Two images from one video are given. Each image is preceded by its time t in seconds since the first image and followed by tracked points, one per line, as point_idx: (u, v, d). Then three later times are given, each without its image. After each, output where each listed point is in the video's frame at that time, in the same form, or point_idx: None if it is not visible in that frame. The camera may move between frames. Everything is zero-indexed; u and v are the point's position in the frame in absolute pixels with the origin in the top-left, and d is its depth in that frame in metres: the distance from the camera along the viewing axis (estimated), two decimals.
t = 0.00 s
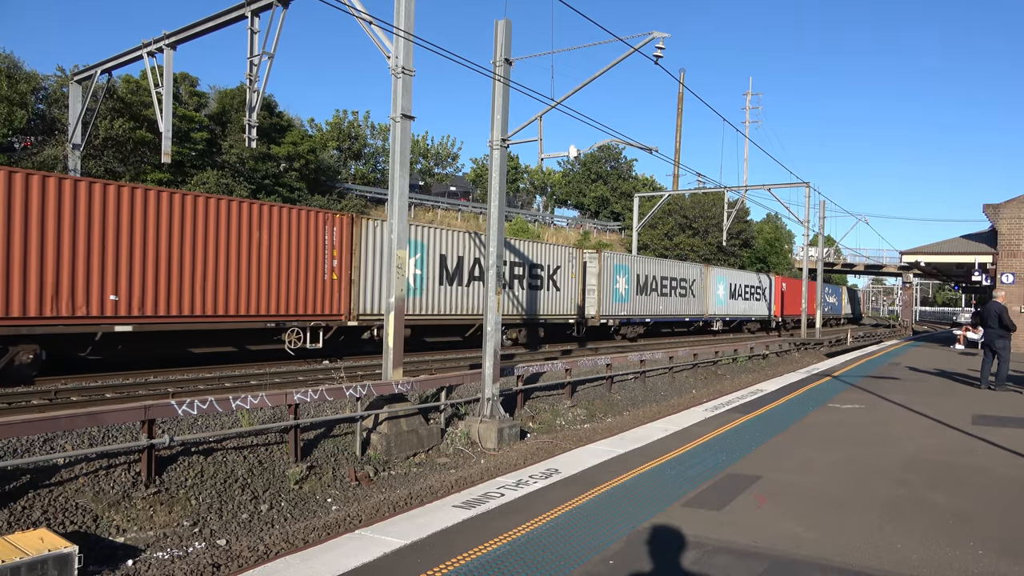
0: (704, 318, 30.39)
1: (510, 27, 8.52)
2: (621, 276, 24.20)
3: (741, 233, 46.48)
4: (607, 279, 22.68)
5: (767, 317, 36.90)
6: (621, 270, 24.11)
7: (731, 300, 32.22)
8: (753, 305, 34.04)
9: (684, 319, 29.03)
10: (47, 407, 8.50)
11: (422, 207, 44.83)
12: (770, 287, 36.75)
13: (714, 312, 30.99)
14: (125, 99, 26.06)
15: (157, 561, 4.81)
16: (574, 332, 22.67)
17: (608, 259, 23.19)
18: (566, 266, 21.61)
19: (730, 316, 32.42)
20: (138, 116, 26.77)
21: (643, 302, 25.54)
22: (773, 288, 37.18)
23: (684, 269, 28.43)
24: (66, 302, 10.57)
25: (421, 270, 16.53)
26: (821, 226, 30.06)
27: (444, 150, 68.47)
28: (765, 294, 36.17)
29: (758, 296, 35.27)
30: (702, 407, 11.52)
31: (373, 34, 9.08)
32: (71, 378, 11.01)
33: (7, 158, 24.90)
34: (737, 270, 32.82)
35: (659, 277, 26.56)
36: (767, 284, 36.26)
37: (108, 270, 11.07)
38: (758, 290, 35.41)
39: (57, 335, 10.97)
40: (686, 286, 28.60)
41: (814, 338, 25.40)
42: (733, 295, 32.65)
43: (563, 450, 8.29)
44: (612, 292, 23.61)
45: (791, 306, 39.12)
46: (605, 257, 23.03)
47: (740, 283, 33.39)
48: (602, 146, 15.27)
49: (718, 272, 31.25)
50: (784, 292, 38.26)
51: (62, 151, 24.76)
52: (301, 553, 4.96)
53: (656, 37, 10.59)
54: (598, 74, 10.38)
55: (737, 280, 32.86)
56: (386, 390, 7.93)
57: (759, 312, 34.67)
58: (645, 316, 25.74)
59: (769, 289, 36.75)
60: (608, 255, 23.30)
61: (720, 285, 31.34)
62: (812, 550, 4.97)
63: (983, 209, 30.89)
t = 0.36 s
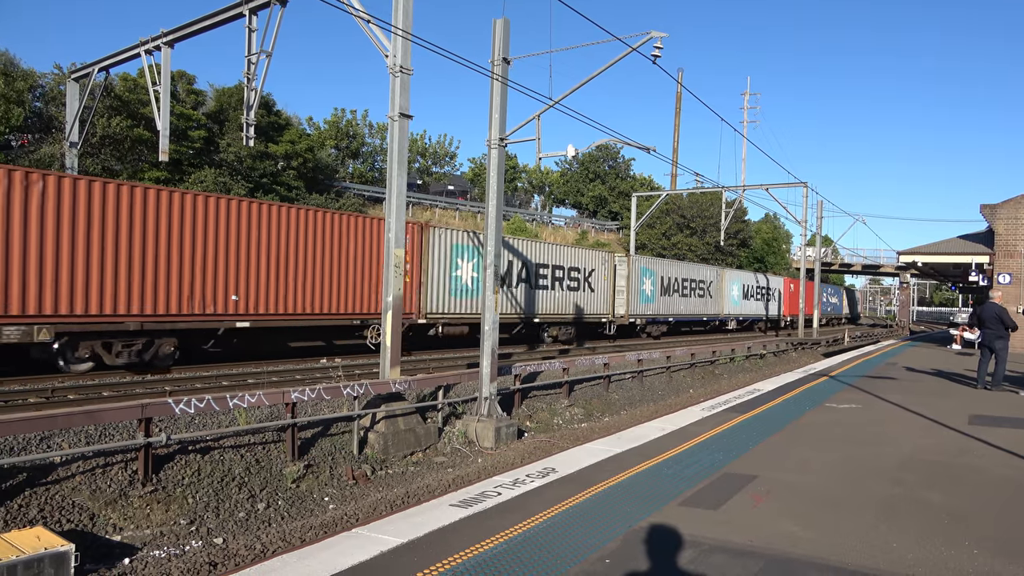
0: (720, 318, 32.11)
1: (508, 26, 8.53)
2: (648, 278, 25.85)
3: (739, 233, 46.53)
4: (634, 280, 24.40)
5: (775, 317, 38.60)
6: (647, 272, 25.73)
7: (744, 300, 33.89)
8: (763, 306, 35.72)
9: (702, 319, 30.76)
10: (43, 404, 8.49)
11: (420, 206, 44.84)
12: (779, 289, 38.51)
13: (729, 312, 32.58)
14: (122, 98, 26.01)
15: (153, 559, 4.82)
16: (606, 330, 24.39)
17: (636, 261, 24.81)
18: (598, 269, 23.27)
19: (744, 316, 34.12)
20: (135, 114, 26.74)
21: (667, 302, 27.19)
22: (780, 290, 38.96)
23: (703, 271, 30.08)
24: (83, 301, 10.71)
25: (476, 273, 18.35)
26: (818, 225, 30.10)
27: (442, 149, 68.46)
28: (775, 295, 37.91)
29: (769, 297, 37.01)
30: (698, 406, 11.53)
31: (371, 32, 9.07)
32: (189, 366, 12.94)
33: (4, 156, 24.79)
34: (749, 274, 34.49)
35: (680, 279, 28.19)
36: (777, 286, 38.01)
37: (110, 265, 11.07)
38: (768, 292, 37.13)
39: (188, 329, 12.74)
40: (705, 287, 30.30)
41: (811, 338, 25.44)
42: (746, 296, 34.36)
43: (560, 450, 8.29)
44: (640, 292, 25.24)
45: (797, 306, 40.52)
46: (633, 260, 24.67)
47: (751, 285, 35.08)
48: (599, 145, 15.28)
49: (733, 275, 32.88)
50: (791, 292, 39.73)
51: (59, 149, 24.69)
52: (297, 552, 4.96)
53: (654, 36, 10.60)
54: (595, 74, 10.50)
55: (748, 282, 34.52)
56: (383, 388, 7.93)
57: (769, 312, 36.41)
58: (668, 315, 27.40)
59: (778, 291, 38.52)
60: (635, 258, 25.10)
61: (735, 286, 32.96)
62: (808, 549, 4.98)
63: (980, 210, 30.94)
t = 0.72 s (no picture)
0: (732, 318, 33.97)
1: (506, 25, 8.53)
2: (670, 280, 27.55)
3: (736, 233, 46.60)
4: (656, 282, 26.07)
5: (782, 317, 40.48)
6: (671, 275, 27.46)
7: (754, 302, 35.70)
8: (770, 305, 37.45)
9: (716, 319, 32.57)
10: (39, 403, 8.46)
11: (417, 205, 44.81)
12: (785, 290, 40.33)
13: (741, 312, 34.37)
14: (119, 96, 25.95)
15: (149, 558, 4.82)
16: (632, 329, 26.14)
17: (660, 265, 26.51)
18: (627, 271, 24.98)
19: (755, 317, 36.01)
20: (132, 112, 26.68)
21: (687, 303, 28.92)
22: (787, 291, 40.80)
23: (719, 273, 31.85)
24: (190, 307, 12.22)
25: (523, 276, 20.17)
26: (815, 226, 30.17)
27: (439, 148, 68.45)
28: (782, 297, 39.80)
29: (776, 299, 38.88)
30: (695, 407, 11.55)
31: (369, 31, 9.07)
32: (288, 358, 14.62)
33: None
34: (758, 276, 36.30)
35: (699, 280, 29.94)
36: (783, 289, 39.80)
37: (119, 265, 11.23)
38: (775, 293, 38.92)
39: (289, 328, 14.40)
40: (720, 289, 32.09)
41: (808, 338, 25.49)
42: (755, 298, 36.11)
43: (557, 450, 8.29)
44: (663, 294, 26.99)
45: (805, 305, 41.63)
46: (658, 263, 26.35)
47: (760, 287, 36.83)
48: (598, 144, 15.27)
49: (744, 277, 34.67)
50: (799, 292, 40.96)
51: (55, 148, 24.62)
52: (292, 551, 4.96)
53: (652, 36, 10.60)
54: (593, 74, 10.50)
55: (758, 284, 36.29)
56: (379, 388, 7.92)
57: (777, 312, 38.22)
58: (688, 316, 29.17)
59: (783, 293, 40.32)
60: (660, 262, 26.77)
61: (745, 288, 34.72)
62: (804, 549, 4.99)
63: (976, 211, 31.06)
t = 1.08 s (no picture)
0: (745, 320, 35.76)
1: (505, 26, 8.53)
2: (690, 283, 29.22)
3: (733, 235, 46.65)
4: (676, 286, 27.72)
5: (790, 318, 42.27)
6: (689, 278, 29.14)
7: (765, 304, 37.40)
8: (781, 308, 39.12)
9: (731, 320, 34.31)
10: (34, 403, 8.43)
11: (415, 205, 44.79)
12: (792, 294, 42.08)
13: (752, 313, 36.03)
14: (116, 95, 25.90)
15: (145, 559, 4.81)
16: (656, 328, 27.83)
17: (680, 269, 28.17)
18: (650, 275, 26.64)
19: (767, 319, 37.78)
20: (130, 111, 26.63)
21: (705, 305, 30.61)
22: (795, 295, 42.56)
23: (734, 277, 33.56)
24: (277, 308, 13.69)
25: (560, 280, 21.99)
26: (813, 228, 30.23)
27: (438, 149, 68.45)
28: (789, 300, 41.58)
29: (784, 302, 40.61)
30: (692, 408, 11.57)
31: (367, 31, 9.06)
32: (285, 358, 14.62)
33: None
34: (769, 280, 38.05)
35: (716, 284, 31.65)
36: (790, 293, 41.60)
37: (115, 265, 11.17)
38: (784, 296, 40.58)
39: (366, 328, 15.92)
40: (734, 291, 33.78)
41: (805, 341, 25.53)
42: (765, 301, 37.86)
43: (553, 450, 8.30)
44: (683, 296, 28.65)
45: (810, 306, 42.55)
46: (678, 267, 28.00)
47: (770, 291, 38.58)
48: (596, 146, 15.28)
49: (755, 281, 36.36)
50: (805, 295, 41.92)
51: (52, 146, 24.56)
52: (288, 552, 4.94)
53: (650, 38, 10.61)
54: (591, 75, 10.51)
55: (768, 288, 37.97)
56: (376, 388, 7.90)
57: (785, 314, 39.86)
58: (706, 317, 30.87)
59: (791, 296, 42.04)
60: (679, 266, 28.43)
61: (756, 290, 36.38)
62: (800, 551, 5.00)
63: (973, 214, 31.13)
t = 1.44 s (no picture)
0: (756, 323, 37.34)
1: (503, 29, 8.55)
2: (707, 288, 30.51)
3: (730, 238, 46.72)
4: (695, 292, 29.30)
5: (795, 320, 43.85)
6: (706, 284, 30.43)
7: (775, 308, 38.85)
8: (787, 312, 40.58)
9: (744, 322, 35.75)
10: (31, 404, 8.42)
11: (413, 208, 44.80)
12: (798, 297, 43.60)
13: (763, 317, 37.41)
14: (114, 96, 25.88)
15: (140, 560, 4.80)
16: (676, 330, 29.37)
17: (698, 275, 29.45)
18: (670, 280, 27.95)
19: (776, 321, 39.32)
20: (128, 113, 26.60)
21: (721, 309, 31.99)
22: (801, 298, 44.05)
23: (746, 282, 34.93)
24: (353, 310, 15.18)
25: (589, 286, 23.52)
26: (809, 231, 30.29)
27: (436, 151, 68.48)
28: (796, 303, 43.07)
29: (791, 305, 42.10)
30: (690, 411, 11.57)
31: (366, 33, 9.05)
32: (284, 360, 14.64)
33: None
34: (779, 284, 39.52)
35: (731, 288, 33.01)
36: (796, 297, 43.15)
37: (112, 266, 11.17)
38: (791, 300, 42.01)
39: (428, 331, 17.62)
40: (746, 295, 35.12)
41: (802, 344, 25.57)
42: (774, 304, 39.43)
43: (550, 453, 8.30)
44: (699, 301, 30.00)
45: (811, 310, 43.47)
46: (696, 273, 29.28)
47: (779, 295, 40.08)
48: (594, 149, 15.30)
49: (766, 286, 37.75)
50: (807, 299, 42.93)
51: (50, 148, 24.54)
52: (284, 555, 4.93)
53: (649, 41, 10.64)
54: (590, 79, 10.55)
55: (777, 291, 39.43)
56: (373, 391, 7.88)
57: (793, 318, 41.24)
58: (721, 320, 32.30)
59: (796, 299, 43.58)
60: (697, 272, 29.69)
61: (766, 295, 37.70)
62: (797, 555, 5.00)
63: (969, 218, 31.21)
